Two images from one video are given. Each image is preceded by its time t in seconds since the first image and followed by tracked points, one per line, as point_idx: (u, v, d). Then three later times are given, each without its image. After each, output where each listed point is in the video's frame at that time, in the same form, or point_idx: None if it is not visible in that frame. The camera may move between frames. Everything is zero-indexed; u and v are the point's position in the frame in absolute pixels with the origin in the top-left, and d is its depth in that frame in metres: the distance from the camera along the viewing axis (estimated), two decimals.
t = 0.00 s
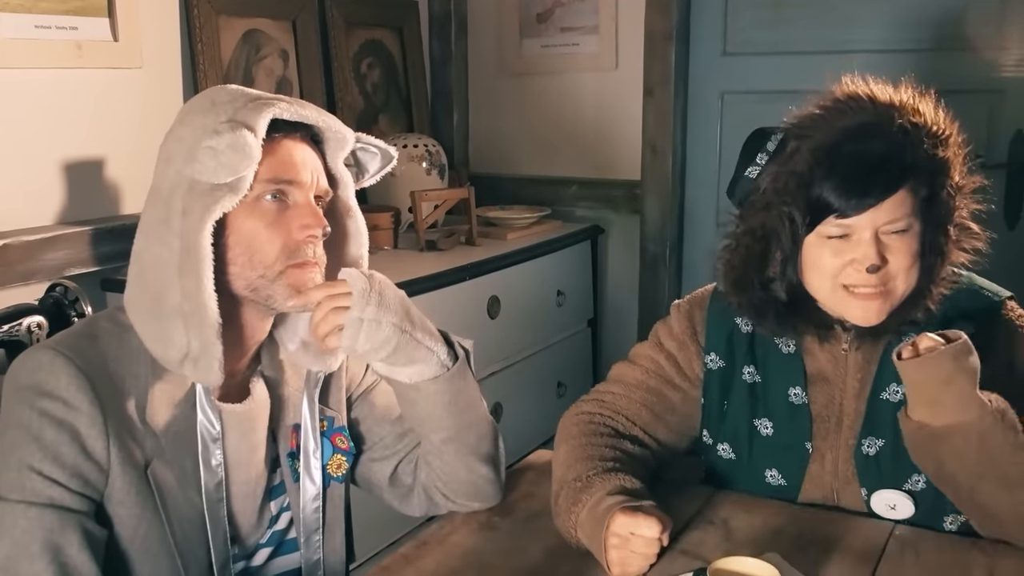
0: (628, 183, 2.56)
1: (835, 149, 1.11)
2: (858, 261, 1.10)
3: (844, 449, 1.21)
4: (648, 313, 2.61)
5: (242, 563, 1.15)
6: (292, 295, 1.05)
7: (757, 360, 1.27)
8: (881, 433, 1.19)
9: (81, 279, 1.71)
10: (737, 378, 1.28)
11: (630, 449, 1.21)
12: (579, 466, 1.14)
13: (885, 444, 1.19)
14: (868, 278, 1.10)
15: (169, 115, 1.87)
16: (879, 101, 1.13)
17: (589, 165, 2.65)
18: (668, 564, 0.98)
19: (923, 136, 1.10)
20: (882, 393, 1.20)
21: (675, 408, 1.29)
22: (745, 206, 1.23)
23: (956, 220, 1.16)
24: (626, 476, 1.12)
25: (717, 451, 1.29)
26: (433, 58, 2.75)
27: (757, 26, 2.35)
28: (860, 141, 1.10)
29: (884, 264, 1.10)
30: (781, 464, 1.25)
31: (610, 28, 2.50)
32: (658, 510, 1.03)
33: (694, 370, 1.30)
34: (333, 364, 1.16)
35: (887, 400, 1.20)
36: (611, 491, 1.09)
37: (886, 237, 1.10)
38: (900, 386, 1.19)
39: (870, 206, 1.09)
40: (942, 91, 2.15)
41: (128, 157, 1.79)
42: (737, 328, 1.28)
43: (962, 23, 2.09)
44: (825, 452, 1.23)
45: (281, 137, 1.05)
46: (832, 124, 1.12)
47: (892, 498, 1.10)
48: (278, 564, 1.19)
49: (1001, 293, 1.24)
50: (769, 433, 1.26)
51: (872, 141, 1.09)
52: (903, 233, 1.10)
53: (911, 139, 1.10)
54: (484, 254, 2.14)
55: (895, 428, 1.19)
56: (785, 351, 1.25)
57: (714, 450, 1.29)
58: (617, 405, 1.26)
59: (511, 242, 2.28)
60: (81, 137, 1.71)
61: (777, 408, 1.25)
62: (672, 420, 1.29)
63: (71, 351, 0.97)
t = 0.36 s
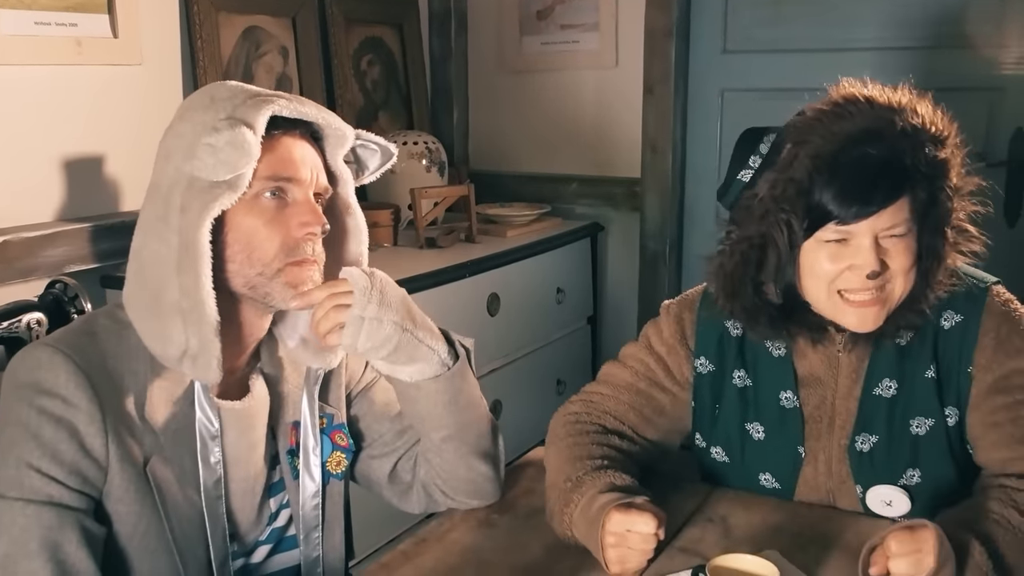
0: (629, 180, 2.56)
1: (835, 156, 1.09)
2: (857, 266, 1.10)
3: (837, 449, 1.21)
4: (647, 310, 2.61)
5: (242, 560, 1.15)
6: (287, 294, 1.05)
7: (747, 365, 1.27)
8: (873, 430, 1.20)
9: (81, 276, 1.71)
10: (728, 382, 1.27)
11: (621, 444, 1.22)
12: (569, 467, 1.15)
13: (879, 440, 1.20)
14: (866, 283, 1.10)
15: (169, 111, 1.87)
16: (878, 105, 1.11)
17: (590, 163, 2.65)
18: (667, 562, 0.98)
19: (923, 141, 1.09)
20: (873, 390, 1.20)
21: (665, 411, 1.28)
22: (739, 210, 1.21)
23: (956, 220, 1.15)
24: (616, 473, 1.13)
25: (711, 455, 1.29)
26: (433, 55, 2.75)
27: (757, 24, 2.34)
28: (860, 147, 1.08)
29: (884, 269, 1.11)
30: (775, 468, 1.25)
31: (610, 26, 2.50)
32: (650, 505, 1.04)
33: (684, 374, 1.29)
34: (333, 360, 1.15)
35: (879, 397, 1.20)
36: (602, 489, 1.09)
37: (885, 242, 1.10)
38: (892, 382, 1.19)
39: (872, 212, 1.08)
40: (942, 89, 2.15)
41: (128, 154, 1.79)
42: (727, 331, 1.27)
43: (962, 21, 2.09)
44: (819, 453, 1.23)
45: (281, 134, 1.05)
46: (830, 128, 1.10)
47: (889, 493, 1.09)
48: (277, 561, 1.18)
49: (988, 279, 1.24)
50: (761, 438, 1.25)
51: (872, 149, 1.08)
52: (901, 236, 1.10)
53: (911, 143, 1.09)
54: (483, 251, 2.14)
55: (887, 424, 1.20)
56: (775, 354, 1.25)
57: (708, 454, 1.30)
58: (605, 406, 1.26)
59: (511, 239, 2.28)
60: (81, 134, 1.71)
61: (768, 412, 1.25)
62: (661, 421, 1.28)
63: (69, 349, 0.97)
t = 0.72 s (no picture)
0: (627, 179, 2.56)
1: (827, 133, 1.12)
2: (849, 243, 1.11)
3: (837, 442, 1.21)
4: (646, 309, 2.61)
5: (240, 561, 1.14)
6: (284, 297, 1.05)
7: (749, 356, 1.27)
8: (873, 423, 1.20)
9: (79, 277, 1.71)
10: (730, 374, 1.27)
11: (626, 444, 1.22)
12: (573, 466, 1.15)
13: (879, 433, 1.20)
14: (860, 260, 1.11)
15: (167, 112, 1.87)
16: (870, 87, 1.13)
17: (589, 161, 2.65)
18: (668, 561, 0.98)
19: (913, 121, 1.11)
20: (873, 382, 1.20)
21: (668, 406, 1.28)
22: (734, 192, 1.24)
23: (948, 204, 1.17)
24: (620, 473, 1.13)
25: (712, 448, 1.29)
26: (431, 54, 2.74)
27: (756, 22, 2.34)
28: (851, 124, 1.11)
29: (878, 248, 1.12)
30: (776, 459, 1.24)
31: (609, 25, 2.50)
32: (652, 505, 1.04)
33: (687, 368, 1.29)
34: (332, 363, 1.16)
35: (879, 389, 1.20)
36: (605, 488, 1.09)
37: (878, 221, 1.12)
38: (892, 375, 1.19)
39: (864, 186, 1.10)
40: (941, 86, 2.14)
41: (127, 155, 1.79)
42: (728, 321, 1.28)
43: (962, 18, 2.09)
44: (819, 446, 1.22)
45: (281, 136, 1.06)
46: (823, 107, 1.13)
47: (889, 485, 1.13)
48: (277, 561, 1.18)
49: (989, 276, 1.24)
50: (762, 429, 1.25)
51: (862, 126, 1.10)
52: (895, 216, 1.12)
53: (903, 122, 1.11)
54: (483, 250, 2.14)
55: (887, 417, 1.19)
56: (778, 346, 1.25)
57: (709, 447, 1.29)
58: (610, 403, 1.26)
59: (510, 239, 2.28)
60: (80, 135, 1.71)
61: (769, 404, 1.25)
62: (665, 416, 1.28)
63: (67, 348, 0.97)
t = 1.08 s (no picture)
0: (626, 181, 2.56)
1: (793, 81, 1.19)
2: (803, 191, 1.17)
3: (831, 413, 1.22)
4: (645, 311, 2.61)
5: (230, 560, 1.12)
6: (252, 298, 1.06)
7: (747, 325, 1.30)
8: (868, 397, 1.20)
9: (76, 278, 1.70)
10: (727, 342, 1.31)
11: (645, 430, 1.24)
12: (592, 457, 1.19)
13: (873, 407, 1.19)
14: (810, 207, 1.16)
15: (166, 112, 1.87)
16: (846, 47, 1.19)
17: (587, 162, 2.65)
18: (667, 562, 0.98)
19: (879, 73, 1.15)
20: (870, 357, 1.20)
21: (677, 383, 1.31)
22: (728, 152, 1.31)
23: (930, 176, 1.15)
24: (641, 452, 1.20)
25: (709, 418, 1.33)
26: (430, 56, 2.73)
27: (754, 23, 2.35)
28: (815, 72, 1.17)
29: (829, 199, 1.15)
30: (769, 427, 1.26)
31: (608, 26, 2.50)
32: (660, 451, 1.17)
33: (690, 341, 1.33)
34: (319, 355, 1.18)
35: (876, 364, 1.19)
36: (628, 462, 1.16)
37: (834, 173, 1.16)
38: (887, 350, 1.19)
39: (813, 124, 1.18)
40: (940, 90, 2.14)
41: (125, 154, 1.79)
42: (729, 295, 1.32)
43: (961, 21, 2.09)
44: (813, 416, 1.23)
45: (241, 132, 1.04)
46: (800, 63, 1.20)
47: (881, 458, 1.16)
48: (271, 559, 1.17)
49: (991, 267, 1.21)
50: (757, 396, 1.28)
51: (825, 72, 1.16)
52: (853, 171, 1.15)
53: (869, 78, 1.14)
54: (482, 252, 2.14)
55: (883, 392, 1.19)
56: (777, 316, 1.27)
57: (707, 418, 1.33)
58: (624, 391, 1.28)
59: (509, 240, 2.28)
60: (80, 135, 1.70)
61: (764, 370, 1.27)
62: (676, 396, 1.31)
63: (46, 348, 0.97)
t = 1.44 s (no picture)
0: (627, 184, 2.56)
1: (739, 107, 1.20)
2: (735, 214, 1.17)
3: (814, 436, 1.22)
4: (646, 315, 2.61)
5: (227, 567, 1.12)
6: (239, 300, 1.03)
7: (737, 340, 1.30)
8: (849, 422, 1.20)
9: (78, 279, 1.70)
10: (718, 356, 1.31)
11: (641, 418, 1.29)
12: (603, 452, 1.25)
13: (854, 432, 1.20)
14: (740, 229, 1.17)
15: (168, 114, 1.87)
16: (794, 67, 1.19)
17: (588, 166, 2.65)
18: (667, 567, 0.98)
19: (817, 92, 1.14)
20: (848, 382, 1.20)
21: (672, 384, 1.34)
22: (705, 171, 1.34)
23: (880, 197, 1.12)
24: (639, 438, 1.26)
25: (700, 430, 1.31)
26: (433, 59, 2.77)
27: (757, 28, 2.35)
28: (758, 96, 1.18)
29: (760, 220, 1.15)
30: (757, 442, 1.26)
31: (611, 30, 2.50)
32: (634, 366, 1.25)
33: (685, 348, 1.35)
34: (317, 351, 1.18)
35: (853, 389, 1.20)
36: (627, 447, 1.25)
37: (767, 196, 1.16)
38: (865, 375, 1.19)
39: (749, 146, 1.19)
40: (941, 95, 2.15)
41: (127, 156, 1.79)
42: (720, 308, 1.32)
43: (963, 26, 2.09)
44: (795, 437, 1.24)
45: (196, 142, 1.01)
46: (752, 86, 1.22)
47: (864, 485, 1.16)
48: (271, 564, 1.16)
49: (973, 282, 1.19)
50: (747, 411, 1.28)
51: (767, 94, 1.17)
52: (783, 194, 1.15)
53: (808, 100, 1.14)
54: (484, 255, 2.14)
55: (862, 415, 1.19)
56: (765, 332, 1.27)
57: (698, 429, 1.32)
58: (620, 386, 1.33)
59: (511, 243, 2.28)
60: (82, 136, 1.70)
61: (754, 387, 1.27)
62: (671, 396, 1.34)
63: (39, 359, 0.96)
